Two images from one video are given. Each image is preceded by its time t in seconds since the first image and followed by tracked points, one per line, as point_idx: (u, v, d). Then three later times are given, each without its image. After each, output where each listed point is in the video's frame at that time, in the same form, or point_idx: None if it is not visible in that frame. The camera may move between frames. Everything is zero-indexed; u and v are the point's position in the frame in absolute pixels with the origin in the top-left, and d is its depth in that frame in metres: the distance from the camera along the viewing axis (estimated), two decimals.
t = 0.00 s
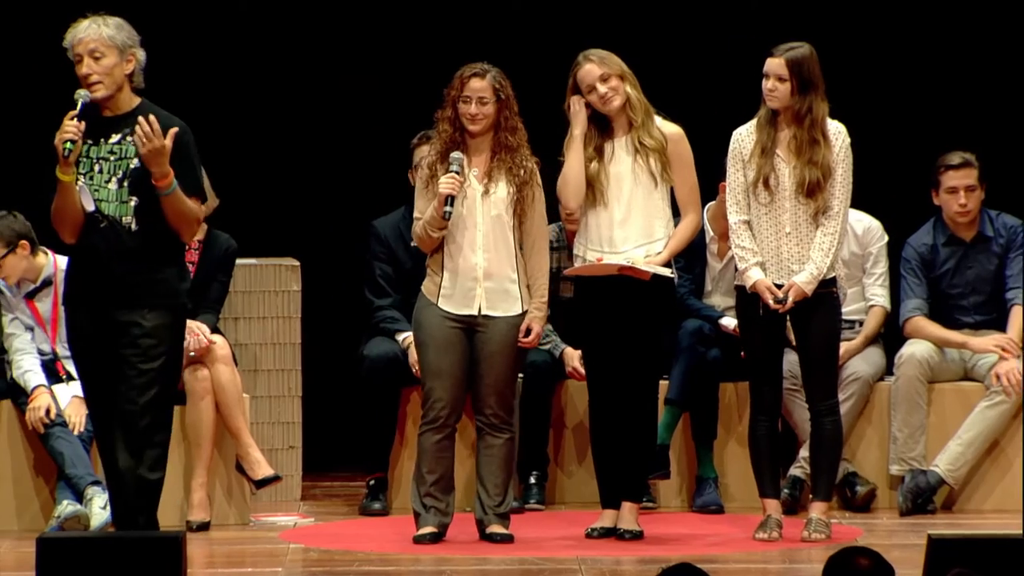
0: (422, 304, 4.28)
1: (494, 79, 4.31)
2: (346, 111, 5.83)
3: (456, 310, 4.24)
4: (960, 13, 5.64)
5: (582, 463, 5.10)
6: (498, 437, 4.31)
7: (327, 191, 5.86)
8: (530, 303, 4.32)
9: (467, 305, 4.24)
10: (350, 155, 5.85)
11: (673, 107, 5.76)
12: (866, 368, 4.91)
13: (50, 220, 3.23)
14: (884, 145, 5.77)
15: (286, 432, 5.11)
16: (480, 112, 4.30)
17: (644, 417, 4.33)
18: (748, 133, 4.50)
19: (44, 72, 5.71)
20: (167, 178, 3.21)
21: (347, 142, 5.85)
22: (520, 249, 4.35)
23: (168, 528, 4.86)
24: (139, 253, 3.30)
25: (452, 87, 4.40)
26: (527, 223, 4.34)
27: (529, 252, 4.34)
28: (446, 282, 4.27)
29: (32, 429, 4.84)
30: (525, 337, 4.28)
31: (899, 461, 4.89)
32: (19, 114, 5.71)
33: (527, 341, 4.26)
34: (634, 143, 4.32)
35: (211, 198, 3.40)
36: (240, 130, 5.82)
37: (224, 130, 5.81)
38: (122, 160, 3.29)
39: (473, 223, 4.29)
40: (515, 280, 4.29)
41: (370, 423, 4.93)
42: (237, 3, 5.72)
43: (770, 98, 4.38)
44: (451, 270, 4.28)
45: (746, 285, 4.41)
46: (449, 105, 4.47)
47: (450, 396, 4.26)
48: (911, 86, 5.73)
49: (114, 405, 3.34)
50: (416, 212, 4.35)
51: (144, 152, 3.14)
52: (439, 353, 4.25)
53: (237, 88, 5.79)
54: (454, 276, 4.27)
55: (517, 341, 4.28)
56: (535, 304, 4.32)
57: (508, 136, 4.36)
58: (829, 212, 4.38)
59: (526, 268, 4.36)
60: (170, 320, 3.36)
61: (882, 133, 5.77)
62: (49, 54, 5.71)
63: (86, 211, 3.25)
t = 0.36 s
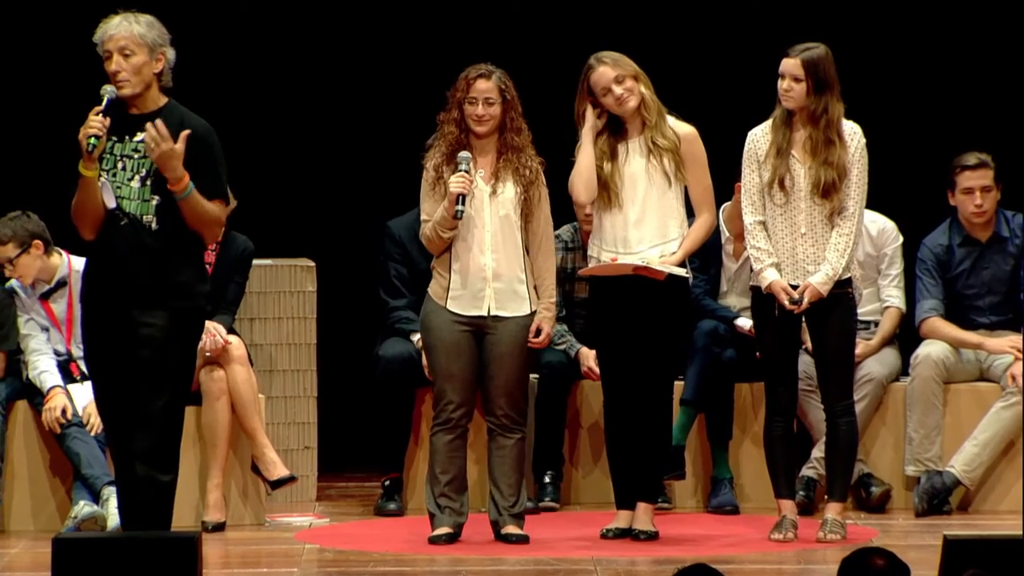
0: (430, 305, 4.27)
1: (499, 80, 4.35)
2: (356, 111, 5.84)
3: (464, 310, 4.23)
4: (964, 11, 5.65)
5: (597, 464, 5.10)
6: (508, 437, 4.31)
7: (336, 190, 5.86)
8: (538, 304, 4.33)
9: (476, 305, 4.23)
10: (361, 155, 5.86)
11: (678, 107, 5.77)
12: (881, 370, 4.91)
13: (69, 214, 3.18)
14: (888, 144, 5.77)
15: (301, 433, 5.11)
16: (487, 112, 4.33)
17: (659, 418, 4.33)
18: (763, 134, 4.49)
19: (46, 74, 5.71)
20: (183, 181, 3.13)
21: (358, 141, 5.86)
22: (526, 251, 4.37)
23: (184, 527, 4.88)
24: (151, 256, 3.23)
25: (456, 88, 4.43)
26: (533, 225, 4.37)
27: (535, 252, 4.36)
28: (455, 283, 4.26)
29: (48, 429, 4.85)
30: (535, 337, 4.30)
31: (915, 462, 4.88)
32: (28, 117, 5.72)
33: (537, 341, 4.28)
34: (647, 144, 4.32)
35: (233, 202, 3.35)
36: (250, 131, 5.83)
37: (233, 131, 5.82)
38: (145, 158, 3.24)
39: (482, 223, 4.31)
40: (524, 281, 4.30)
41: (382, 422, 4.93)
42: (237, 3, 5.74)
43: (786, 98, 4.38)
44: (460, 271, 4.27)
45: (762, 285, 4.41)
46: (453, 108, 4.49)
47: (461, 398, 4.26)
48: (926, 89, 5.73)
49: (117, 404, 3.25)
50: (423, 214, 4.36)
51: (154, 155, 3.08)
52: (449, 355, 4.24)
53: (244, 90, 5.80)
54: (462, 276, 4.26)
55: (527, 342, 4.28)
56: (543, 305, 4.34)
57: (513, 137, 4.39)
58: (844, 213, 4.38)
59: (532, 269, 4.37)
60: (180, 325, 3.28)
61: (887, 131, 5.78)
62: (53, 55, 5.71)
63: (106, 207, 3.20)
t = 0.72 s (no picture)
0: (439, 307, 4.28)
1: (505, 81, 4.35)
2: (361, 111, 5.85)
3: (473, 313, 4.24)
4: None
5: (610, 464, 5.10)
6: (518, 439, 4.31)
7: (342, 190, 5.86)
8: (546, 304, 4.32)
9: (484, 307, 4.24)
10: (367, 155, 5.87)
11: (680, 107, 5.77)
12: (894, 372, 4.96)
13: (87, 214, 3.21)
14: (891, 143, 5.77)
15: (313, 434, 5.11)
16: (493, 114, 4.34)
17: (670, 419, 4.33)
18: (775, 135, 4.49)
19: (46, 74, 5.71)
20: (213, 196, 3.17)
21: (364, 141, 5.86)
22: (533, 253, 4.37)
23: (196, 528, 4.89)
24: (167, 259, 3.26)
25: (462, 90, 4.43)
26: (539, 227, 4.37)
27: (542, 253, 4.36)
28: (464, 285, 4.26)
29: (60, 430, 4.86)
30: (542, 338, 4.29)
31: (928, 463, 4.92)
32: (32, 119, 5.72)
33: (545, 342, 4.24)
34: (656, 145, 4.31)
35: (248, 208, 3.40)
36: (256, 132, 5.83)
37: (239, 132, 5.82)
38: (166, 160, 3.27)
39: (489, 225, 4.30)
40: (531, 282, 4.29)
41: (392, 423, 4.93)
42: (237, 3, 5.73)
43: (798, 99, 4.38)
44: (468, 273, 4.27)
45: (774, 287, 4.40)
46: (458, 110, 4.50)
47: (471, 400, 4.26)
48: (918, 84, 5.74)
49: (131, 408, 3.28)
50: (431, 216, 4.36)
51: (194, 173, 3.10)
52: (458, 357, 4.25)
53: (247, 89, 5.79)
54: (471, 278, 4.26)
55: (536, 343, 4.27)
56: (551, 306, 4.35)
57: (519, 139, 4.40)
58: (856, 214, 4.38)
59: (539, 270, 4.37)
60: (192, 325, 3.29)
61: (889, 130, 5.78)
62: (53, 54, 5.70)
63: (127, 209, 3.23)
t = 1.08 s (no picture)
0: (450, 307, 4.28)
1: (514, 82, 4.36)
2: (365, 109, 5.86)
3: (483, 313, 4.23)
4: None
5: (623, 465, 5.10)
6: (531, 439, 4.32)
7: (348, 189, 5.87)
8: (558, 305, 4.30)
9: (495, 308, 4.23)
10: (374, 154, 5.87)
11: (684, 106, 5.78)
12: (909, 373, 4.95)
13: (102, 213, 3.27)
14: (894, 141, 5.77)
15: (326, 434, 5.13)
16: (503, 115, 4.34)
17: (682, 419, 4.33)
18: (788, 136, 4.48)
19: (47, 76, 5.70)
20: (241, 199, 3.36)
21: (370, 140, 5.87)
22: (544, 254, 4.36)
23: (209, 529, 4.89)
24: (186, 259, 3.33)
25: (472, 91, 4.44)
26: (550, 228, 4.35)
27: (554, 254, 4.35)
28: (474, 285, 4.26)
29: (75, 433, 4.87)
30: (554, 340, 4.26)
31: (941, 464, 4.90)
32: (36, 120, 5.71)
33: (555, 343, 4.24)
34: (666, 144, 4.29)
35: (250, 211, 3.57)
36: (262, 132, 5.83)
37: (245, 132, 5.81)
38: (179, 161, 3.34)
39: (499, 225, 4.31)
40: (542, 283, 4.29)
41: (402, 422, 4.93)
42: (237, 3, 5.73)
43: (812, 100, 4.38)
44: (479, 274, 4.27)
45: (788, 288, 4.39)
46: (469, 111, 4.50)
47: (482, 400, 4.25)
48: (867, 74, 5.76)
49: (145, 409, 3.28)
50: (442, 217, 4.36)
51: (231, 174, 3.31)
52: (469, 358, 4.25)
53: (250, 88, 5.79)
54: (481, 279, 4.26)
55: (547, 344, 4.26)
56: (564, 307, 4.30)
57: (530, 139, 4.40)
58: (870, 215, 4.38)
59: (551, 271, 4.37)
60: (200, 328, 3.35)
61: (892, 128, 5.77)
62: (53, 54, 5.70)
63: (143, 208, 3.30)
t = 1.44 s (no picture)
0: (463, 309, 4.27)
1: (527, 83, 4.33)
2: (365, 109, 5.87)
3: (496, 314, 4.23)
4: None
5: (639, 466, 5.12)
6: (545, 441, 4.29)
7: (351, 188, 5.87)
8: (572, 306, 4.28)
9: (507, 309, 4.22)
10: (376, 152, 5.88)
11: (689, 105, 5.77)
12: (924, 374, 4.98)
13: (105, 213, 3.28)
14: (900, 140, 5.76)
15: (341, 435, 5.15)
16: (515, 116, 4.31)
17: (697, 420, 4.30)
18: (804, 137, 4.45)
19: (48, 76, 5.70)
20: (231, 183, 3.30)
21: (378, 139, 5.87)
22: (559, 254, 4.33)
23: (225, 530, 4.89)
24: (189, 258, 3.35)
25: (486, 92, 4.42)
26: (565, 228, 4.33)
27: (569, 255, 4.33)
28: (488, 287, 4.25)
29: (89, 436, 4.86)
30: (567, 341, 4.24)
31: (957, 465, 4.93)
32: (38, 121, 5.71)
33: (569, 345, 4.23)
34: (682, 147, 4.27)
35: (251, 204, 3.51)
36: (270, 133, 5.84)
37: (250, 132, 5.82)
38: (180, 160, 3.34)
39: (512, 227, 4.28)
40: (556, 284, 4.26)
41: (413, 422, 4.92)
42: (237, 3, 5.73)
43: (827, 101, 4.34)
44: (492, 276, 4.26)
45: (803, 289, 4.37)
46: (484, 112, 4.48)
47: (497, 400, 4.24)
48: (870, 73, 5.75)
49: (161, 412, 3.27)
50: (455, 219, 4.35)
51: (207, 152, 3.22)
52: (484, 360, 4.23)
53: (220, 86, 5.78)
54: (494, 280, 4.25)
55: (562, 346, 4.24)
56: (576, 308, 4.29)
57: (543, 140, 4.37)
58: (886, 216, 4.35)
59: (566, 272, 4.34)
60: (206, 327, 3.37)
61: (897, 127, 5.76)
62: (53, 55, 5.70)
63: (145, 208, 3.31)
